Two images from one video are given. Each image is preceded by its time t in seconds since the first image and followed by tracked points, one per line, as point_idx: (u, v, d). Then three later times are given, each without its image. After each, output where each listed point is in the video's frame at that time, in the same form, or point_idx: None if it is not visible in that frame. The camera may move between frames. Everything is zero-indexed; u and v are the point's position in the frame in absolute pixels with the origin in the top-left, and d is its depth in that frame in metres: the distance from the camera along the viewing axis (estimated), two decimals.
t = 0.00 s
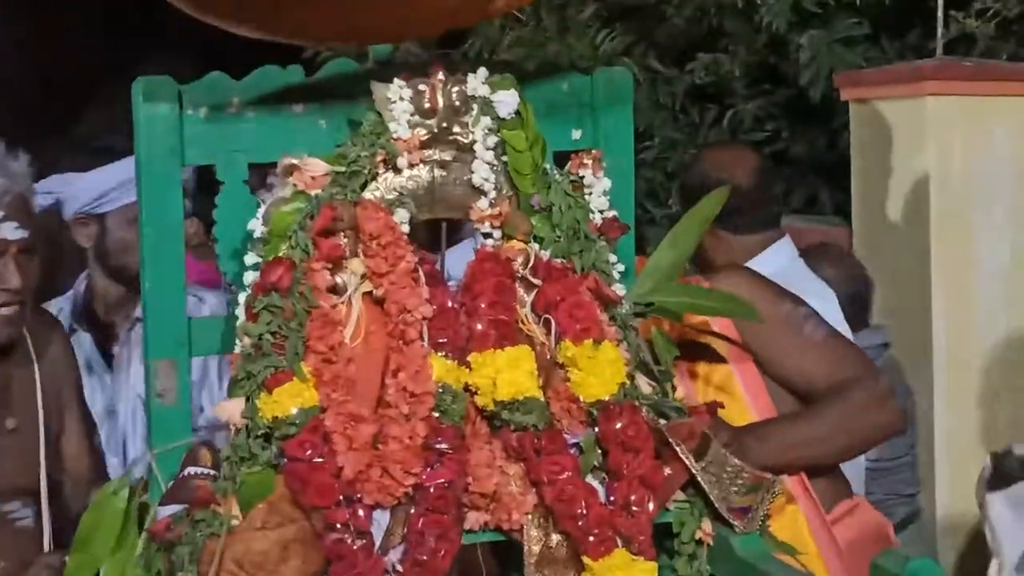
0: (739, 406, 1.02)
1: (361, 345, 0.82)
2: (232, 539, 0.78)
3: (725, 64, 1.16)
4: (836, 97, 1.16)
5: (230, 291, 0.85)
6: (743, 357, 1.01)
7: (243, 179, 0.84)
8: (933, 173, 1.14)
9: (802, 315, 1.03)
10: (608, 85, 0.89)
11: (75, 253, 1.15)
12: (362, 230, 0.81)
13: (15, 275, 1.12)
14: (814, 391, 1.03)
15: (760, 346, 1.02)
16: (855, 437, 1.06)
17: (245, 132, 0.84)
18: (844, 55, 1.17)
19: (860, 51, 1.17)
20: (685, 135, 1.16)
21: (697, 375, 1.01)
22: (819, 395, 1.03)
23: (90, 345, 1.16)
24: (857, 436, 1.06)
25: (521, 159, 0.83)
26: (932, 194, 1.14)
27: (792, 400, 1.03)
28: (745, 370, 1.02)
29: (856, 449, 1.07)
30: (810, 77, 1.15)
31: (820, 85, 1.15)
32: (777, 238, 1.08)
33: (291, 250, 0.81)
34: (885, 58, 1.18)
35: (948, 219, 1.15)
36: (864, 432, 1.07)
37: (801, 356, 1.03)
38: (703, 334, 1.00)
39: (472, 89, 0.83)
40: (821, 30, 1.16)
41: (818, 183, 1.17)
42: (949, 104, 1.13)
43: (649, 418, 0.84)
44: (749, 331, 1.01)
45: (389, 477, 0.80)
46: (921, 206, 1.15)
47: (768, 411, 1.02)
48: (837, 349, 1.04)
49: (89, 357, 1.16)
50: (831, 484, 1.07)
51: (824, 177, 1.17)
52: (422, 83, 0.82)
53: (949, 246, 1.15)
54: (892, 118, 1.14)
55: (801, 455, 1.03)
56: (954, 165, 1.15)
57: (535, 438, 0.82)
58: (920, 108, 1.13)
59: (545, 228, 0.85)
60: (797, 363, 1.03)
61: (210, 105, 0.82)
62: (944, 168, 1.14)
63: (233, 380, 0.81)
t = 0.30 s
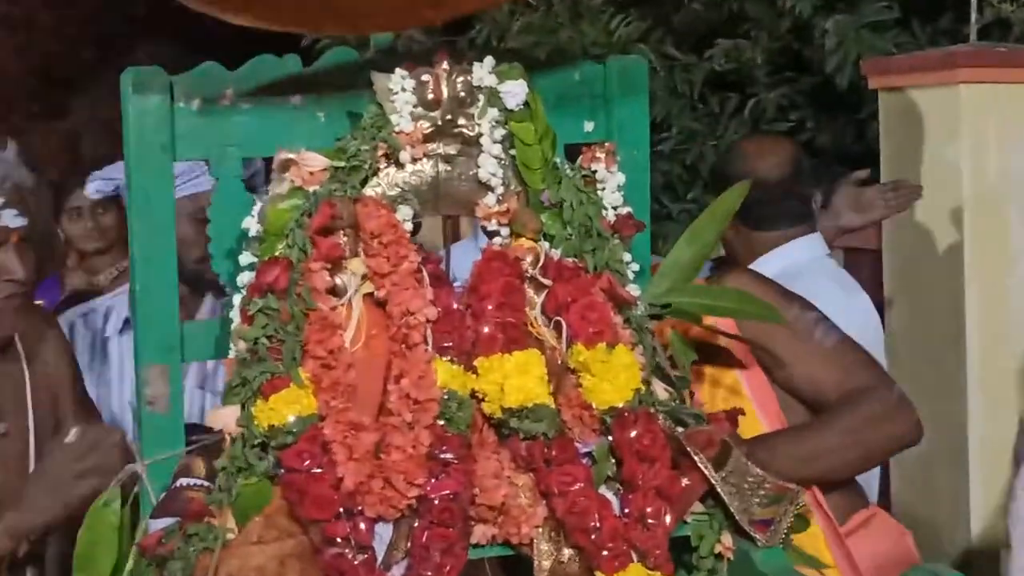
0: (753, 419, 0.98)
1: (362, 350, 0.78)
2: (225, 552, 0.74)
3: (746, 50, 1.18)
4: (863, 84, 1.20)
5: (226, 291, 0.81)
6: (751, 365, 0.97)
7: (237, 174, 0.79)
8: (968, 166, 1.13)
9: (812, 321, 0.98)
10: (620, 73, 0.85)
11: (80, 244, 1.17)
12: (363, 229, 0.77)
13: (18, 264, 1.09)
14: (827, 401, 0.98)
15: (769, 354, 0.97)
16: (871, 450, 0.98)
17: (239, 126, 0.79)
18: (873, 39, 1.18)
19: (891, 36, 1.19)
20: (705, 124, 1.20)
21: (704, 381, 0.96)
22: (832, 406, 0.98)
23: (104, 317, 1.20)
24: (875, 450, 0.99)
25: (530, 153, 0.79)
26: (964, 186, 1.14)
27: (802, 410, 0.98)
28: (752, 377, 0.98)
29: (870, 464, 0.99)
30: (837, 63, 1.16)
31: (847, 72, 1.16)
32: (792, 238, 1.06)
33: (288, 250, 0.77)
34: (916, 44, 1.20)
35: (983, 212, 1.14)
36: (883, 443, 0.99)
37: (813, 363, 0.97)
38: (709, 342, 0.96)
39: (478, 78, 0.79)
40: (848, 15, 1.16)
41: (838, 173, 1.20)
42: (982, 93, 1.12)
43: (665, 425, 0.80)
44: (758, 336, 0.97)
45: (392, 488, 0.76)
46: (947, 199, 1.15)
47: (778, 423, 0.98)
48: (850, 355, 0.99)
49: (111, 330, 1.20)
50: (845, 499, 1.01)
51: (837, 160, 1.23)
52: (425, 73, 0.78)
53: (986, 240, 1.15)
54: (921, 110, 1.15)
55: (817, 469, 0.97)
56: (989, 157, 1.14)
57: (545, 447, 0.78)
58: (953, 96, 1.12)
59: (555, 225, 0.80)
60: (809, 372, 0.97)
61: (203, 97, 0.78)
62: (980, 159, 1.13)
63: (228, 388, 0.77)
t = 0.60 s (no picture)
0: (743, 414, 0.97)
1: (357, 346, 0.78)
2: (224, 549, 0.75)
3: (738, 42, 1.18)
4: (856, 76, 1.19)
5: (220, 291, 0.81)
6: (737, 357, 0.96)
7: (230, 172, 0.80)
8: (965, 155, 1.13)
9: (800, 316, 1.00)
10: (611, 66, 0.85)
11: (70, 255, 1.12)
12: (356, 226, 0.78)
13: (51, 260, 1.07)
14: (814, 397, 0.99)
15: (757, 349, 0.97)
16: (860, 446, 1.00)
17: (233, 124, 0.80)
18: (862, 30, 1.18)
19: (882, 27, 1.19)
20: (698, 118, 1.19)
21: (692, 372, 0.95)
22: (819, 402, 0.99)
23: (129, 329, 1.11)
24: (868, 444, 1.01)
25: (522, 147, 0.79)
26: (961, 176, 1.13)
27: (788, 407, 0.99)
28: (736, 370, 0.97)
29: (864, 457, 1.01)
30: (828, 55, 1.17)
31: (839, 63, 1.18)
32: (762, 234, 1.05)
33: (282, 248, 0.77)
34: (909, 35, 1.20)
35: (981, 203, 1.14)
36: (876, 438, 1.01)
37: (801, 359, 0.99)
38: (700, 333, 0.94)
39: (469, 74, 0.78)
40: (840, 7, 1.17)
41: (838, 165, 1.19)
42: (979, 82, 1.12)
43: (661, 418, 0.80)
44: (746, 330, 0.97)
45: (388, 484, 0.76)
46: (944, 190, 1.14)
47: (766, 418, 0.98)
48: (840, 351, 1.01)
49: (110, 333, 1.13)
50: (834, 494, 1.01)
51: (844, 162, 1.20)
52: (417, 69, 0.78)
53: (985, 232, 1.14)
54: (918, 100, 1.14)
55: (805, 464, 0.98)
56: (988, 143, 1.13)
57: (541, 442, 0.78)
58: (949, 86, 1.12)
59: (548, 220, 0.80)
60: (797, 367, 0.98)
61: (195, 96, 0.79)
62: (977, 148, 1.13)
63: (224, 385, 0.77)
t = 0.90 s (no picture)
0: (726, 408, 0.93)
1: (328, 336, 0.74)
2: (188, 550, 0.71)
3: (731, 17, 1.18)
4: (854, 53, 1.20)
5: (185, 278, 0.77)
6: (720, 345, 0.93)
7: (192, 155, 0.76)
8: (968, 132, 1.10)
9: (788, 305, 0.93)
10: (593, 41, 0.81)
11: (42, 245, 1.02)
12: (325, 210, 0.74)
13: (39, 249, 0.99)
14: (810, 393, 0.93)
15: (744, 337, 0.93)
16: (852, 439, 0.92)
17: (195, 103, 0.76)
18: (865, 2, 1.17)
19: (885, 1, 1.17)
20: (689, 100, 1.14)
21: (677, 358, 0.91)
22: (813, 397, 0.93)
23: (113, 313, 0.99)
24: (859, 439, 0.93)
25: (500, 127, 0.75)
26: (965, 152, 1.10)
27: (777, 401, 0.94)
28: (720, 358, 0.93)
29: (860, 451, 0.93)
30: (826, 30, 1.15)
31: (837, 37, 1.16)
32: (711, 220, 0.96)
33: (248, 234, 0.74)
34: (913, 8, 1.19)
35: (983, 186, 1.10)
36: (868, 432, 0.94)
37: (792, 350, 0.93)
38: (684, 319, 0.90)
39: (443, 49, 0.75)
40: None
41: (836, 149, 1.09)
42: (981, 57, 1.09)
43: (647, 411, 0.76)
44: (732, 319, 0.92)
45: (361, 481, 0.73)
46: (946, 172, 1.12)
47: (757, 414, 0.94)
48: (830, 340, 0.93)
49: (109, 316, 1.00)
50: (825, 490, 0.97)
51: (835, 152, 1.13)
52: (388, 45, 0.75)
53: (985, 211, 1.10)
54: (921, 74, 1.13)
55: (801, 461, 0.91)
56: (992, 120, 1.10)
57: (521, 436, 0.74)
58: (952, 61, 1.09)
59: (528, 202, 0.76)
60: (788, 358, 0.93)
61: (155, 74, 0.75)
62: (980, 124, 1.09)
63: (188, 378, 0.74)
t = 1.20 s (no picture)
0: (761, 422, 0.72)
1: (254, 334, 0.59)
2: None
3: None
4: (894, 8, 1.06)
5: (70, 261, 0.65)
6: (757, 342, 0.72)
7: (81, 101, 0.64)
8: None
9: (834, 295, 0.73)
10: None
11: None
12: (250, 174, 0.58)
13: None
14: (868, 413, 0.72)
15: (781, 335, 0.72)
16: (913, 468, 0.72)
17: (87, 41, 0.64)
18: None
19: None
20: (709, 38, 0.72)
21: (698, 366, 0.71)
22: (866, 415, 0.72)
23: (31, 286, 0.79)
24: (925, 466, 0.73)
25: (472, 70, 0.60)
26: None
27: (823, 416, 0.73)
28: (754, 357, 0.72)
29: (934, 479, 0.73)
30: None
31: None
32: (730, 181, 0.72)
33: (152, 204, 0.58)
34: None
35: None
36: (935, 454, 0.73)
37: (843, 355, 0.72)
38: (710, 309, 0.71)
39: None
40: None
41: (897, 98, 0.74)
42: None
43: (655, 429, 0.61)
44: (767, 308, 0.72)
45: (295, 516, 0.57)
46: None
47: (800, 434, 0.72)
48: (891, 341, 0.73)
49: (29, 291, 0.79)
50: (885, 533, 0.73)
51: (903, 95, 0.74)
52: None
53: None
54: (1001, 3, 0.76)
55: (847, 491, 0.72)
56: None
57: (497, 459, 0.59)
58: None
59: (506, 165, 0.61)
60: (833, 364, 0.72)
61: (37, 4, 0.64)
62: None
63: (78, 387, 0.58)
